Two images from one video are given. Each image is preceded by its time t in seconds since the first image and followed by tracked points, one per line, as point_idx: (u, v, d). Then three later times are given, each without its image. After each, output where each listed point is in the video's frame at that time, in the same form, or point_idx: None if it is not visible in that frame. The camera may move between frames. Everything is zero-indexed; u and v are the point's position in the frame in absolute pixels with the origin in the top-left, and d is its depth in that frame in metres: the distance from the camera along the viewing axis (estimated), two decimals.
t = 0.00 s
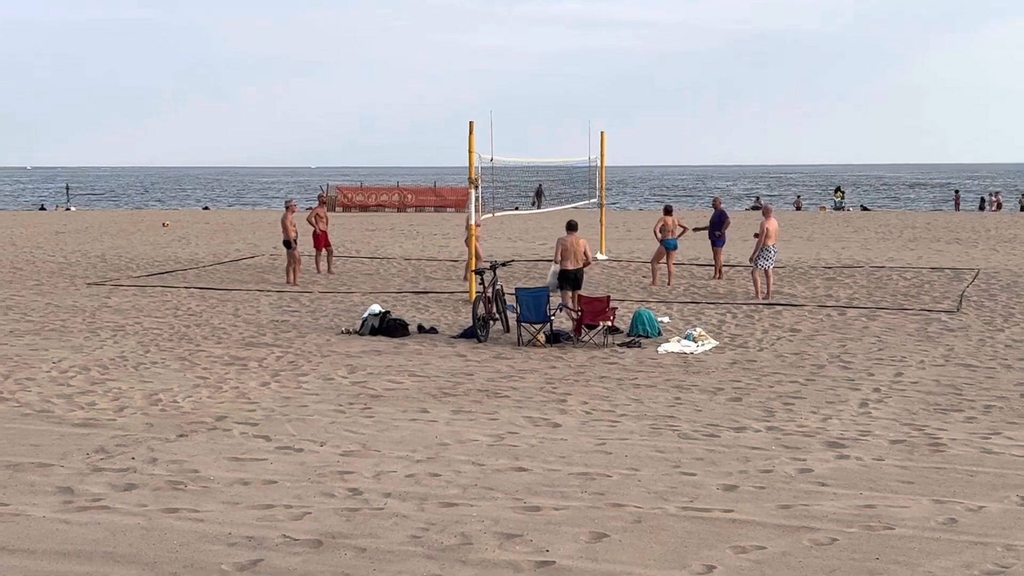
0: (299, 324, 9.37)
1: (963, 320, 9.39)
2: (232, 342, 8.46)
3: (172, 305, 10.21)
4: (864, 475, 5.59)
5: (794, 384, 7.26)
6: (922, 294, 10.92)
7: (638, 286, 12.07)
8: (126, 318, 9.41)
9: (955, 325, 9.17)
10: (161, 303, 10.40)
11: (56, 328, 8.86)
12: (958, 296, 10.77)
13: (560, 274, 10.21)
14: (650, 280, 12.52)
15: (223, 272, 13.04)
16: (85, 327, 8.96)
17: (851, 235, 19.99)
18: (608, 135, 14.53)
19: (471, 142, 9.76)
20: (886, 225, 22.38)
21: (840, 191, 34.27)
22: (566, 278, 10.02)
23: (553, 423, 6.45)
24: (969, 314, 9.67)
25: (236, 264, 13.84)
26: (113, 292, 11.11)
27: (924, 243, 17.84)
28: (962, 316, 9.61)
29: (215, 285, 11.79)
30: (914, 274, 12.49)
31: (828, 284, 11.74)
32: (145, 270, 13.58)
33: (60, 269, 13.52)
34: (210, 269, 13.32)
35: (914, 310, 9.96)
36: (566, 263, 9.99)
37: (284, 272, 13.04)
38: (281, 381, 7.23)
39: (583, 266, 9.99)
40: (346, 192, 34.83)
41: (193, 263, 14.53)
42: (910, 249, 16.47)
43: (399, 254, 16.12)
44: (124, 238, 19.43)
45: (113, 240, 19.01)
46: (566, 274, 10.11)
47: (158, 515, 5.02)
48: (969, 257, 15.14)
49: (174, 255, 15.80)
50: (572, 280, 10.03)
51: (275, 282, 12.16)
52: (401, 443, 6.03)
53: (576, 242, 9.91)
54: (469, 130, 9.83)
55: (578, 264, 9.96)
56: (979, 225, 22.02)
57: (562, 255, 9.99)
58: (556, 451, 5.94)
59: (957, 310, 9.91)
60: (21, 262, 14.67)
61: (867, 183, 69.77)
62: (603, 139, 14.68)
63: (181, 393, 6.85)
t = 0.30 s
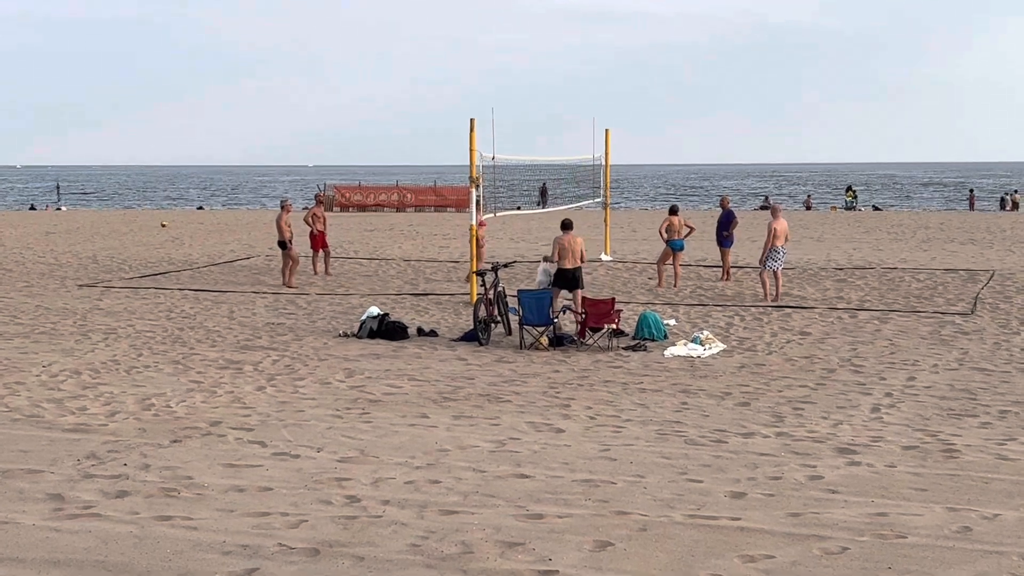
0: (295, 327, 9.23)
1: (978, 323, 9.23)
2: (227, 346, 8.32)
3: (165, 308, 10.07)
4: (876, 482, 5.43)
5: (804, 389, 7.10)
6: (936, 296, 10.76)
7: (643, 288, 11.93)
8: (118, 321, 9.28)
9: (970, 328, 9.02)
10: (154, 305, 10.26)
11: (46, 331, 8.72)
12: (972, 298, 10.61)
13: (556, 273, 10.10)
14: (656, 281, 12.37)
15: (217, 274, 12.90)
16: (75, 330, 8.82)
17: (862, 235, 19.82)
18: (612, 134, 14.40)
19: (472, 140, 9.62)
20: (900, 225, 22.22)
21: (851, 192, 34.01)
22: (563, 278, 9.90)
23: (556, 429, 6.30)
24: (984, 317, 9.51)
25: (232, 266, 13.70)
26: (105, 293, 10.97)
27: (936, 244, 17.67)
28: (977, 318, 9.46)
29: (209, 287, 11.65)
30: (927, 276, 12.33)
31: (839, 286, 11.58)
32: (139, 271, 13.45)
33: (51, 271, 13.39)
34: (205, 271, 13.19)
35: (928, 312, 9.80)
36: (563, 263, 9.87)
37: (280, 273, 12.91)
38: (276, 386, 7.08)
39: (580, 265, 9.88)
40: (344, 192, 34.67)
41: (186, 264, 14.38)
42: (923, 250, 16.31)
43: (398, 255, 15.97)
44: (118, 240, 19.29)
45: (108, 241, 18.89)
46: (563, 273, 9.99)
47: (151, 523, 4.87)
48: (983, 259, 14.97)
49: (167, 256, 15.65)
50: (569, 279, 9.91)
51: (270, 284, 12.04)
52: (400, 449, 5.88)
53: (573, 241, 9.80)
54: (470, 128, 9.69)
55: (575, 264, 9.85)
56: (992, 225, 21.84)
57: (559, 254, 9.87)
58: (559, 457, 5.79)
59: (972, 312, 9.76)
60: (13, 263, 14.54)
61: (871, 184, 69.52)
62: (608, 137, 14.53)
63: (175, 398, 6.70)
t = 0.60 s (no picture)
0: (292, 330, 9.08)
1: (995, 326, 9.06)
2: (222, 349, 8.17)
3: (159, 310, 9.93)
4: (890, 490, 5.27)
5: (815, 393, 6.94)
6: (951, 298, 10.60)
7: (650, 290, 11.77)
8: (110, 324, 9.13)
9: (986, 331, 8.85)
10: (147, 307, 10.11)
11: (37, 334, 8.58)
12: (988, 300, 10.45)
13: (545, 276, 10.00)
14: (663, 283, 12.22)
15: (212, 275, 12.76)
16: (67, 333, 8.68)
17: (876, 235, 19.63)
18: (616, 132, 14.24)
19: (473, 137, 9.48)
20: (915, 225, 22.03)
21: (862, 193, 33.75)
22: (555, 278, 9.80)
23: (560, 434, 6.14)
24: (1001, 320, 9.34)
25: (227, 267, 13.57)
26: (96, 296, 10.83)
27: (952, 244, 17.47)
28: (993, 321, 9.29)
29: (203, 289, 11.52)
30: (941, 277, 12.16)
31: (851, 288, 11.42)
32: (132, 273, 13.29)
33: (41, 272, 13.24)
34: (200, 272, 13.05)
35: (943, 315, 9.64)
36: (554, 263, 9.78)
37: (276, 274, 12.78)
38: (273, 390, 6.93)
39: (571, 265, 9.81)
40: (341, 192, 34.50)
41: (180, 265, 14.24)
42: (938, 251, 16.12)
43: (398, 256, 15.82)
44: (111, 240, 19.16)
45: (102, 242, 18.75)
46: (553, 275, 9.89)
47: (143, 531, 4.72)
48: (998, 260, 14.78)
49: (159, 257, 15.49)
50: (560, 280, 9.81)
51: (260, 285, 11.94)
52: (400, 455, 5.73)
53: (563, 240, 9.73)
54: (471, 125, 9.55)
55: (566, 264, 9.77)
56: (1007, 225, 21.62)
57: (550, 255, 9.78)
58: (563, 464, 5.64)
59: (988, 315, 9.59)
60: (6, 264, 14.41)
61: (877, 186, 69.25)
62: (613, 134, 14.37)
63: (168, 403, 6.56)
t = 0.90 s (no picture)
0: (289, 334, 8.95)
1: (1011, 329, 8.91)
2: (218, 353, 8.04)
3: (153, 313, 9.81)
4: (903, 498, 5.13)
5: (826, 399, 6.80)
6: (966, 301, 10.45)
7: (656, 292, 11.64)
8: (103, 327, 9.00)
9: (1001, 335, 8.70)
10: (140, 310, 9.99)
11: (29, 338, 8.45)
12: (1004, 303, 10.30)
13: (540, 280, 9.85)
14: (670, 285, 12.10)
15: (207, 277, 12.64)
16: (59, 337, 8.55)
17: (889, 237, 19.47)
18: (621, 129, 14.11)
19: (475, 136, 9.36)
20: (928, 226, 21.86)
21: (871, 194, 33.59)
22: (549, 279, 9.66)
23: (564, 441, 6.01)
24: (1017, 323, 9.19)
25: (223, 270, 13.45)
26: (89, 299, 10.70)
27: (967, 246, 17.30)
28: (1009, 324, 9.14)
29: (197, 291, 11.40)
30: (956, 279, 12.01)
31: (863, 290, 11.28)
32: (125, 275, 13.17)
33: (32, 275, 13.11)
34: (195, 274, 12.94)
35: (958, 318, 9.49)
36: (547, 264, 9.65)
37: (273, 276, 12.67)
38: (270, 396, 6.80)
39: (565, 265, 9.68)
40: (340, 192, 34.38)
41: (174, 267, 14.12)
42: (953, 252, 15.96)
43: (399, 258, 15.70)
44: (104, 242, 19.04)
45: (95, 243, 18.62)
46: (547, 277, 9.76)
47: (136, 540, 4.58)
48: (1014, 261, 14.62)
49: (154, 259, 15.37)
50: (554, 281, 9.67)
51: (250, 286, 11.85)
52: (400, 462, 5.60)
53: (556, 240, 9.62)
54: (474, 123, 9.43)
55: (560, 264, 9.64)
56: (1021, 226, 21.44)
57: (542, 256, 9.65)
58: (568, 471, 5.50)
59: (1004, 318, 9.44)
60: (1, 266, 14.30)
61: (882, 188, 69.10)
62: (618, 132, 14.23)
63: (162, 408, 6.43)
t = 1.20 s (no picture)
0: (288, 338, 8.87)
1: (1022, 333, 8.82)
2: (216, 358, 7.96)
3: (150, 317, 9.73)
4: (912, 505, 5.04)
5: (834, 404, 6.71)
6: (977, 305, 10.36)
7: (662, 296, 11.55)
8: (99, 331, 8.93)
9: (1012, 339, 8.61)
10: (137, 314, 9.91)
11: (24, 342, 8.37)
12: (1015, 306, 10.21)
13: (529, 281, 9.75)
14: (675, 289, 12.02)
15: (205, 281, 12.57)
16: (54, 341, 8.47)
17: (898, 239, 19.37)
18: (625, 132, 14.04)
19: (477, 137, 9.29)
20: (937, 228, 21.76)
21: (879, 194, 33.49)
22: (540, 280, 9.56)
23: (568, 447, 5.92)
24: None
25: (221, 273, 13.37)
26: (85, 302, 10.62)
27: (978, 248, 17.21)
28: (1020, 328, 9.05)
29: (195, 295, 11.34)
30: (967, 282, 11.91)
31: (872, 294, 11.19)
32: (121, 278, 13.10)
33: (28, 278, 13.03)
34: (192, 278, 12.87)
35: (968, 321, 9.40)
36: (538, 266, 9.53)
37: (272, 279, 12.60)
38: (268, 401, 6.71)
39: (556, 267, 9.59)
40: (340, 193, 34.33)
41: (172, 271, 14.04)
42: (963, 255, 15.87)
43: (399, 261, 15.63)
44: (100, 245, 18.97)
45: (91, 246, 18.54)
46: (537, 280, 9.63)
47: (132, 549, 4.49)
48: None
49: (151, 262, 15.29)
50: (544, 283, 9.54)
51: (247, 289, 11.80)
52: (401, 469, 5.51)
53: (547, 242, 9.55)
54: (476, 124, 9.36)
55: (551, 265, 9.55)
56: None
57: (534, 257, 9.52)
58: (572, 478, 5.41)
59: (1015, 322, 9.35)
60: None
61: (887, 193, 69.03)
62: (622, 133, 14.16)
63: (159, 414, 6.34)
